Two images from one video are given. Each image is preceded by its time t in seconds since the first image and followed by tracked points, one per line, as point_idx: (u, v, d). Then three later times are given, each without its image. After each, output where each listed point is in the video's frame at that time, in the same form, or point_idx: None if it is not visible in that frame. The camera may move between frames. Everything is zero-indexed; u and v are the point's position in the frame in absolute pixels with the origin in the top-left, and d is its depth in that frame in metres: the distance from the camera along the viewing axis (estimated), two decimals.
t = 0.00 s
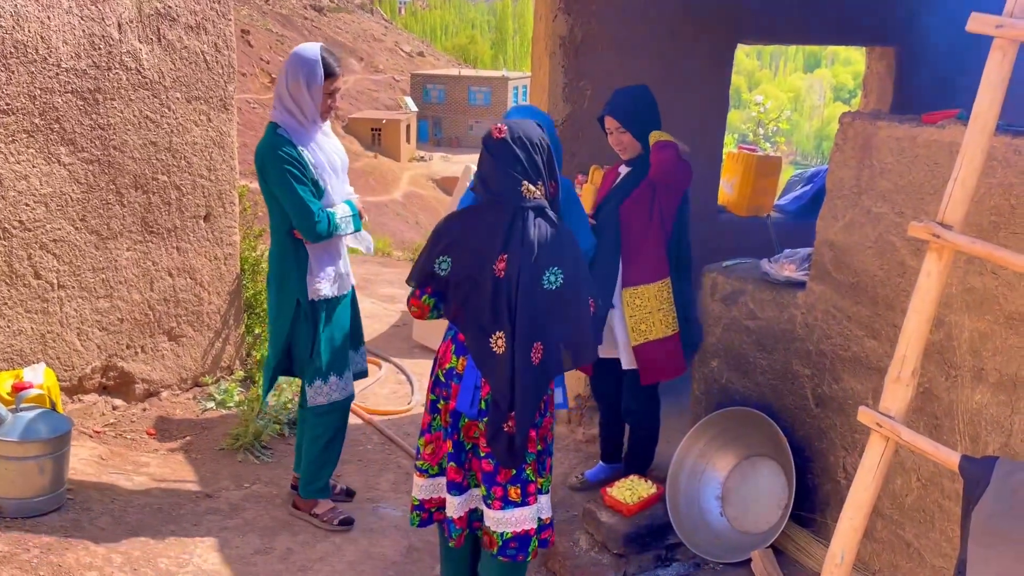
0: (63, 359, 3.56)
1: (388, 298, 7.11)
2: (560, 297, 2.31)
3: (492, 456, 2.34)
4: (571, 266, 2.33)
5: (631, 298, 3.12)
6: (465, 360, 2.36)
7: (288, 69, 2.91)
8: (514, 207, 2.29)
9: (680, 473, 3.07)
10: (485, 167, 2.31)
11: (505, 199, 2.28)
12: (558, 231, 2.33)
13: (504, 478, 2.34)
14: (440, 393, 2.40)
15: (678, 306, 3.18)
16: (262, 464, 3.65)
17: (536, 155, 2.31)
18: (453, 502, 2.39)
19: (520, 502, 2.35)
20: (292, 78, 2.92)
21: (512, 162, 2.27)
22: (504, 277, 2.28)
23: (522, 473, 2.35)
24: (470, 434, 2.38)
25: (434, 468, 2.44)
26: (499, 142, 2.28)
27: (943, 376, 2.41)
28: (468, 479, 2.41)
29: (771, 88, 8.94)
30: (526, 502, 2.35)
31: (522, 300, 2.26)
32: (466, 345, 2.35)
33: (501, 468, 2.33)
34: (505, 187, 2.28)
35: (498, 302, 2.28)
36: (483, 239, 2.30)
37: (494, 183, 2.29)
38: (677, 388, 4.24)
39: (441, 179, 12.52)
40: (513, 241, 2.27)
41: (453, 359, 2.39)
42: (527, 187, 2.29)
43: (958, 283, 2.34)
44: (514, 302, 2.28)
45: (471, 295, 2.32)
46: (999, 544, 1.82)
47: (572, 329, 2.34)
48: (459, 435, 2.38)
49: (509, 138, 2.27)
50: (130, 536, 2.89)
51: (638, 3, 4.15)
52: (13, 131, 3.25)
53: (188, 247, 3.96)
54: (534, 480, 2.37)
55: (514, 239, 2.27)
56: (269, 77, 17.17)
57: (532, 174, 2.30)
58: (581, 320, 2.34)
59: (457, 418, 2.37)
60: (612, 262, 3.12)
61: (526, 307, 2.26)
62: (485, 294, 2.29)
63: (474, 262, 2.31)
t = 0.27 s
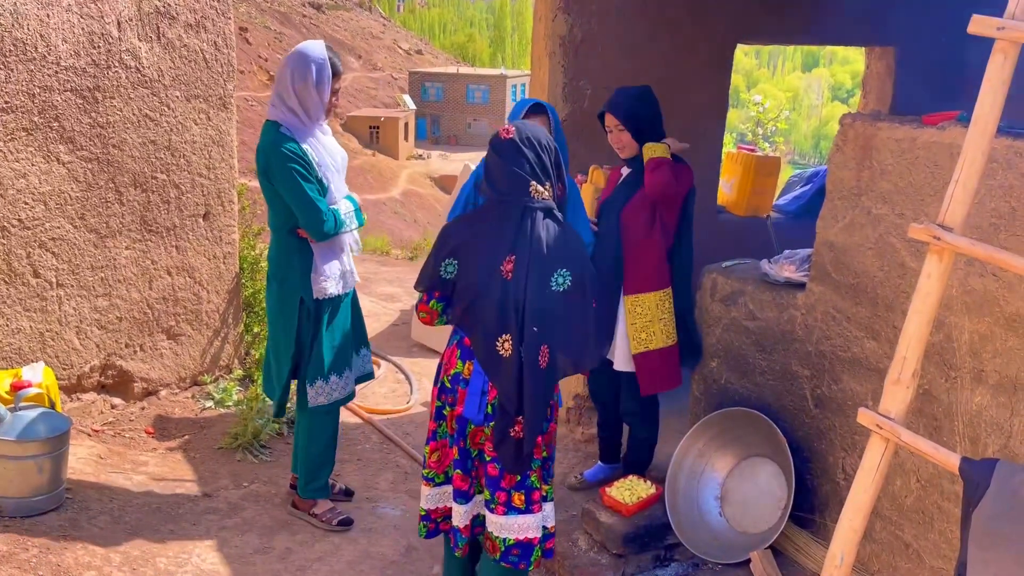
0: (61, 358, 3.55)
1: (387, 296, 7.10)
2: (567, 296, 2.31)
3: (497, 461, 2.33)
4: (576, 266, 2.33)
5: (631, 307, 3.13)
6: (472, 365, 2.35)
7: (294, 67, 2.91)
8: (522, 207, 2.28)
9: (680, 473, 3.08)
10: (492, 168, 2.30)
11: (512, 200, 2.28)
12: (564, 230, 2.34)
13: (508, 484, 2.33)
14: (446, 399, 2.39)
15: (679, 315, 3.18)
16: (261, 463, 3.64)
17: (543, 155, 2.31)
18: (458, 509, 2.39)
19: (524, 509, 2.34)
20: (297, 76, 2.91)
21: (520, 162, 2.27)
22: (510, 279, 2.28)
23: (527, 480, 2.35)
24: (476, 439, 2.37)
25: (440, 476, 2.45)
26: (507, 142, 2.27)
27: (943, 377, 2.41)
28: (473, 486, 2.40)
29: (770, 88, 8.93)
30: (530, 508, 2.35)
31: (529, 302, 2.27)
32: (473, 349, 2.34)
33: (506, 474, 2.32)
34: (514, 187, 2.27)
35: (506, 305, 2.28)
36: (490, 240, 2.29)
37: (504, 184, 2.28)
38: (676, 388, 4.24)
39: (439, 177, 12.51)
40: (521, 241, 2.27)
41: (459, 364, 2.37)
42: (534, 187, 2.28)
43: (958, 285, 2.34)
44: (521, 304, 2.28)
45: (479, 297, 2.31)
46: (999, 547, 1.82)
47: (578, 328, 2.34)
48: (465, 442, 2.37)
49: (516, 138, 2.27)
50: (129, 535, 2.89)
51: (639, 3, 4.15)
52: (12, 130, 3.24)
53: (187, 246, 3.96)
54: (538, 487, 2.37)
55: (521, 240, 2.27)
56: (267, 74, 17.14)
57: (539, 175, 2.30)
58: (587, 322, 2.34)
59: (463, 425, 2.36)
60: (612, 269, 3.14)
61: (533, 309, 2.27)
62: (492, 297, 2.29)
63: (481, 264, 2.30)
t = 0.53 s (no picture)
0: (63, 355, 3.54)
1: (387, 294, 7.08)
2: (575, 292, 2.32)
3: (502, 462, 2.32)
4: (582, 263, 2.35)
5: (632, 313, 3.12)
6: (476, 363, 2.33)
7: (303, 62, 2.90)
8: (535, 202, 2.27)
9: (683, 473, 3.08)
10: (503, 163, 2.29)
11: (524, 196, 2.27)
12: (573, 227, 2.36)
13: (515, 485, 2.32)
14: (449, 397, 2.38)
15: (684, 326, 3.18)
16: (262, 461, 3.64)
17: (554, 152, 2.32)
18: (469, 512, 2.37)
19: (532, 510, 2.33)
20: (306, 71, 2.90)
21: (532, 157, 2.27)
22: (519, 275, 2.26)
23: (534, 479, 2.34)
24: (479, 439, 2.37)
25: (444, 476, 2.42)
26: (520, 137, 2.27)
27: (949, 377, 2.41)
28: (482, 488, 2.40)
29: (770, 86, 8.91)
30: (538, 510, 2.34)
31: (539, 299, 2.26)
32: (478, 347, 2.33)
33: (513, 475, 2.31)
34: (526, 182, 2.27)
35: (515, 301, 2.27)
36: (499, 236, 2.27)
37: (517, 180, 2.27)
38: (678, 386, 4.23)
39: (439, 174, 12.49)
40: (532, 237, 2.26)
41: (462, 362, 2.36)
42: (546, 183, 2.29)
43: (964, 284, 2.33)
44: (530, 301, 2.27)
45: (487, 294, 2.29)
46: (1007, 547, 1.81)
47: (584, 324, 2.35)
48: (471, 441, 2.36)
49: (529, 134, 2.27)
50: (130, 533, 2.88)
51: None
52: (13, 125, 3.22)
53: (188, 242, 3.94)
54: (546, 487, 2.36)
55: (533, 235, 2.26)
56: (266, 70, 17.10)
57: (551, 171, 2.31)
58: (592, 319, 2.37)
59: (469, 424, 2.35)
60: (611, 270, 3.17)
61: (542, 305, 2.26)
62: (500, 294, 2.27)
63: (489, 260, 2.28)
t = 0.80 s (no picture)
0: (64, 347, 3.52)
1: (388, 287, 7.07)
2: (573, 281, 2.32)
3: (501, 452, 2.30)
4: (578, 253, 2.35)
5: (626, 304, 3.11)
6: (475, 353, 2.32)
7: (308, 51, 2.88)
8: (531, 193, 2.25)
9: (686, 465, 3.07)
10: (500, 153, 2.25)
11: (521, 186, 2.25)
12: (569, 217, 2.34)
13: (514, 474, 2.30)
14: (446, 387, 2.36)
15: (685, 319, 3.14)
16: (265, 453, 3.62)
17: (551, 141, 2.29)
18: (460, 501, 2.34)
19: (530, 499, 2.31)
20: (312, 60, 2.89)
21: (530, 148, 2.24)
22: (516, 267, 2.25)
23: (532, 469, 2.32)
24: (478, 429, 2.35)
25: (437, 467, 2.40)
26: (516, 127, 2.24)
27: (956, 369, 2.39)
28: (476, 477, 2.37)
29: (771, 81, 8.86)
30: (536, 499, 2.32)
31: (539, 291, 2.25)
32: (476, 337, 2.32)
33: (510, 464, 2.29)
34: (523, 173, 2.24)
35: (512, 293, 2.25)
36: (496, 228, 2.25)
37: (513, 170, 2.25)
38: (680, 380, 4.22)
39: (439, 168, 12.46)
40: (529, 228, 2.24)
41: (461, 352, 2.34)
42: (543, 173, 2.26)
43: (972, 276, 2.32)
44: (527, 293, 2.26)
45: (484, 286, 2.27)
46: (1016, 540, 1.80)
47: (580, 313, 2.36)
48: (468, 431, 2.33)
49: (525, 123, 2.24)
50: (133, 525, 2.87)
51: None
52: (14, 115, 3.19)
53: (189, 234, 3.93)
54: (545, 476, 2.34)
55: (530, 227, 2.24)
56: (266, 64, 17.05)
57: (548, 161, 2.27)
58: (588, 307, 2.38)
59: (466, 414, 2.32)
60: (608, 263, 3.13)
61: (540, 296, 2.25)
62: (497, 286, 2.26)
63: (485, 252, 2.26)
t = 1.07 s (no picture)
0: (62, 337, 3.50)
1: (388, 280, 7.04)
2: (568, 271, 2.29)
3: (499, 443, 2.28)
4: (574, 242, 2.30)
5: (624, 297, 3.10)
6: (471, 346, 2.30)
7: (302, 38, 2.85)
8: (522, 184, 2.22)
9: (688, 457, 3.05)
10: (491, 143, 2.21)
11: (513, 177, 2.21)
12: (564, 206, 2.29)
13: (512, 465, 2.28)
14: (442, 378, 2.34)
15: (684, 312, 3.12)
16: (264, 445, 3.61)
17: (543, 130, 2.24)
18: (459, 493, 2.33)
19: (529, 488, 2.30)
20: (305, 47, 2.86)
21: (521, 138, 2.19)
22: (508, 260, 2.23)
23: (530, 458, 2.29)
24: (474, 420, 2.33)
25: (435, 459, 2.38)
26: (507, 116, 2.19)
27: (961, 360, 2.37)
28: (474, 469, 2.35)
29: (772, 74, 8.82)
30: (535, 487, 2.30)
31: (532, 283, 2.22)
32: (472, 329, 2.29)
33: (509, 454, 2.27)
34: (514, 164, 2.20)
35: (506, 286, 2.23)
36: (489, 220, 2.22)
37: (504, 161, 2.20)
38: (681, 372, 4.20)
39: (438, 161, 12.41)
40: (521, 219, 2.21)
41: (456, 344, 2.32)
42: (535, 163, 2.22)
43: (978, 266, 2.30)
44: (521, 285, 2.23)
45: (478, 279, 2.26)
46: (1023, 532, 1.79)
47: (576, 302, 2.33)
48: (465, 423, 2.32)
49: (516, 112, 2.19)
50: (131, 516, 2.85)
51: None
52: (11, 104, 3.17)
53: (188, 225, 3.90)
54: (544, 465, 2.32)
55: (522, 218, 2.21)
56: (264, 56, 16.98)
57: (540, 151, 2.23)
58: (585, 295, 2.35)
59: (463, 406, 2.30)
60: (603, 255, 3.13)
61: (534, 288, 2.22)
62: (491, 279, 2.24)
63: (478, 245, 2.24)
